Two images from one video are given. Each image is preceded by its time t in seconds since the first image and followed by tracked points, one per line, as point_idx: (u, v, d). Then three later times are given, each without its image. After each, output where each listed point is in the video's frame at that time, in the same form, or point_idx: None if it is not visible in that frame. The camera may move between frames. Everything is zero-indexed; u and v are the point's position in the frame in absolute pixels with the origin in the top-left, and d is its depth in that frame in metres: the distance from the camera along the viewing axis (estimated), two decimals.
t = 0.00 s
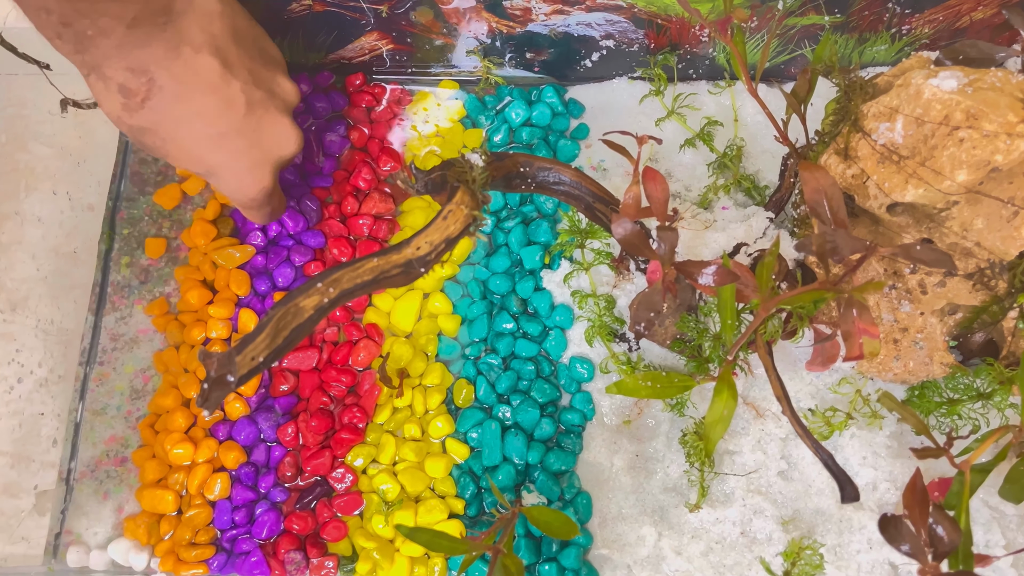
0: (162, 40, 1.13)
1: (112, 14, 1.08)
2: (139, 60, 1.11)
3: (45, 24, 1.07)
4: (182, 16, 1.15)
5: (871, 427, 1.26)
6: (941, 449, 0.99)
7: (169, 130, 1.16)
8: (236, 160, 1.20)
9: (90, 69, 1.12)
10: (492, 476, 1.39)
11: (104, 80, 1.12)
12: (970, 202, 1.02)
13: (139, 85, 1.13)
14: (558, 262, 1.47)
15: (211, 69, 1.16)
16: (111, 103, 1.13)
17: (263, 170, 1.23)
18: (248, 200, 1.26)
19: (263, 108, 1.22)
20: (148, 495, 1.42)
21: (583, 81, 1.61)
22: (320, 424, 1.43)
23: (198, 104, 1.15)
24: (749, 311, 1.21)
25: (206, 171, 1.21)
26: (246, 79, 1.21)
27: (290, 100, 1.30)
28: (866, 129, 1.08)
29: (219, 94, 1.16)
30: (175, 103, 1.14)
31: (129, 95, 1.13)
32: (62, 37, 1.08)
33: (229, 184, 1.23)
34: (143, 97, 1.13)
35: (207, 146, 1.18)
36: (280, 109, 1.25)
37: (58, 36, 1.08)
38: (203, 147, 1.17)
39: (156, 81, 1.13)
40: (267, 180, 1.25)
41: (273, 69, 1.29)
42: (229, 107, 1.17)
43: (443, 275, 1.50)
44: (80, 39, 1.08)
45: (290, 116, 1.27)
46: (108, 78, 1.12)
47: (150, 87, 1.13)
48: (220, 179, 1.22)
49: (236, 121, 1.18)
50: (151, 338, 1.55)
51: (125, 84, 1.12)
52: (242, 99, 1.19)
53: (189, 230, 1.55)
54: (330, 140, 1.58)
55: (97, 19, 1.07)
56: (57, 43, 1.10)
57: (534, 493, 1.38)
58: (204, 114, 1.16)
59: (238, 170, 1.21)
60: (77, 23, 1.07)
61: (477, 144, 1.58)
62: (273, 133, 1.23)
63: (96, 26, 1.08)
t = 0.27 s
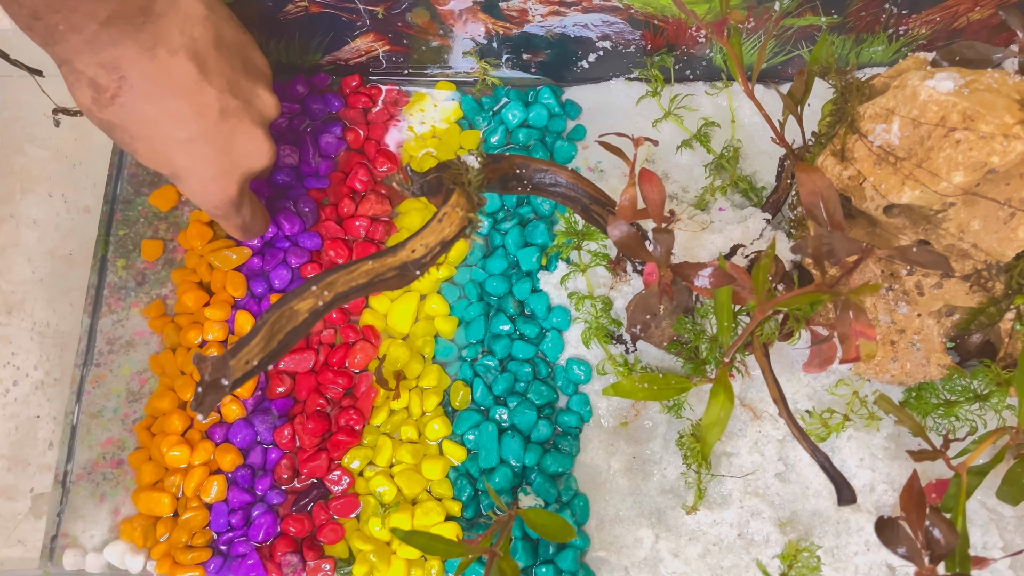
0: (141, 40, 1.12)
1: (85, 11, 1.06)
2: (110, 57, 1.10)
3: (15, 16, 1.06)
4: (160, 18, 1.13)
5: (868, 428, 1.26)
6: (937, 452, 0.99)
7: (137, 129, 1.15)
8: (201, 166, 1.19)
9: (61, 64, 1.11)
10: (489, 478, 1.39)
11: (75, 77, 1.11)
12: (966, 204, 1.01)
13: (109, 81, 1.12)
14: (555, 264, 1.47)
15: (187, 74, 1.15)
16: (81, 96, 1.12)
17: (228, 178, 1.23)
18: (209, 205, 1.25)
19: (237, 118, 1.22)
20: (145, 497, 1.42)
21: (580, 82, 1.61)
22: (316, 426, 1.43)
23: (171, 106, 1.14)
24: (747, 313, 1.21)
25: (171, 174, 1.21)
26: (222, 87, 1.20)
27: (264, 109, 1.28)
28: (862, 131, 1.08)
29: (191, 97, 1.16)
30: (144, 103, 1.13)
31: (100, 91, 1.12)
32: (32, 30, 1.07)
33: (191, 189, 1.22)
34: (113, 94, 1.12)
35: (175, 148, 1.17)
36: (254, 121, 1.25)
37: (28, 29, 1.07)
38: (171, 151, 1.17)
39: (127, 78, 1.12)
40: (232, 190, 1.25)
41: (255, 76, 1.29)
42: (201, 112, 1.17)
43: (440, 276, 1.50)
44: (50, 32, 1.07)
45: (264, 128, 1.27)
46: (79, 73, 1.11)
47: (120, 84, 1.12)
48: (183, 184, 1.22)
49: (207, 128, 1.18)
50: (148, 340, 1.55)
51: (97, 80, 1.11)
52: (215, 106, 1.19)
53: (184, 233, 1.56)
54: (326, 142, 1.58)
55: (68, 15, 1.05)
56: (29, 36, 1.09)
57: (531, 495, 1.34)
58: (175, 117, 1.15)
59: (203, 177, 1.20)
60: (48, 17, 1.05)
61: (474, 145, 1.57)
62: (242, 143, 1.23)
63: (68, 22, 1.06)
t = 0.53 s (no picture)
0: (149, 45, 1.11)
1: (94, 16, 1.06)
2: (118, 64, 1.10)
3: (24, 18, 1.06)
4: (168, 26, 1.13)
5: (868, 428, 1.26)
6: (937, 452, 0.99)
7: (141, 136, 1.16)
8: (201, 174, 1.22)
9: (69, 67, 1.11)
10: (489, 479, 1.39)
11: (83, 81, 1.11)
12: (965, 204, 1.01)
13: (118, 87, 1.12)
14: (554, 264, 1.47)
15: (194, 83, 1.16)
16: (86, 100, 1.12)
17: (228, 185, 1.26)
18: (207, 210, 1.29)
19: (240, 128, 1.24)
20: (145, 498, 1.42)
21: (579, 82, 1.61)
22: (316, 427, 1.43)
23: (177, 114, 1.15)
24: (746, 313, 1.21)
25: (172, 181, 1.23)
26: (228, 96, 1.21)
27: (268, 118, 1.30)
28: (861, 131, 1.08)
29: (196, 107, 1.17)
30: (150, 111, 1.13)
31: (107, 96, 1.12)
32: (40, 33, 1.07)
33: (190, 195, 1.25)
34: (120, 100, 1.12)
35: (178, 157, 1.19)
36: (257, 131, 1.27)
37: (36, 32, 1.07)
38: (175, 157, 1.19)
39: (136, 86, 1.12)
40: (231, 197, 1.28)
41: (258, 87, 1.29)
42: (206, 122, 1.18)
43: (440, 277, 1.50)
44: (58, 36, 1.06)
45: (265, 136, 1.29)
46: (86, 78, 1.10)
47: (128, 90, 1.12)
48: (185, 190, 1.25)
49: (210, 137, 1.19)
50: (147, 341, 1.54)
51: (103, 86, 1.11)
52: (221, 117, 1.20)
53: (184, 233, 1.56)
54: (325, 142, 1.58)
55: (77, 19, 1.05)
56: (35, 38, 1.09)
57: (531, 495, 1.34)
58: (179, 125, 1.16)
59: (204, 185, 1.23)
60: (56, 21, 1.05)
61: (474, 145, 1.57)
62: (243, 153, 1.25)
63: (77, 26, 1.06)
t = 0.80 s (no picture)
0: (168, 39, 1.08)
1: (116, 10, 1.03)
2: (138, 57, 1.07)
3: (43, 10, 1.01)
4: (185, 23, 1.11)
5: (869, 427, 1.26)
6: (938, 450, 0.99)
7: (155, 133, 1.13)
8: (213, 172, 1.19)
9: (83, 61, 1.06)
10: (489, 478, 1.39)
11: (99, 76, 1.07)
12: (966, 203, 1.01)
13: (135, 82, 1.08)
14: (555, 263, 1.46)
15: (211, 78, 1.14)
16: (100, 95, 1.08)
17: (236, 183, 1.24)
18: (214, 209, 1.26)
19: (252, 127, 1.22)
20: (146, 498, 1.42)
21: (579, 82, 1.61)
22: (317, 426, 1.43)
23: (191, 110, 1.13)
24: (747, 312, 1.21)
25: (181, 177, 1.20)
26: (240, 92, 1.19)
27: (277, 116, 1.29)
28: (862, 130, 1.08)
29: (212, 104, 1.14)
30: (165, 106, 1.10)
31: (123, 90, 1.09)
32: (60, 27, 1.03)
33: (199, 195, 1.22)
34: (137, 95, 1.09)
35: (191, 155, 1.16)
36: (267, 129, 1.25)
37: (56, 25, 1.02)
38: (186, 153, 1.16)
39: (154, 80, 1.09)
40: (239, 195, 1.26)
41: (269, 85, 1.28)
42: (219, 118, 1.16)
43: (440, 276, 1.49)
44: (78, 30, 1.02)
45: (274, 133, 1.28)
46: (103, 72, 1.07)
47: (146, 84, 1.09)
48: (193, 188, 1.22)
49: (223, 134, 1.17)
50: (148, 340, 1.54)
51: (119, 80, 1.08)
52: (235, 113, 1.18)
53: (184, 233, 1.56)
54: (326, 141, 1.58)
55: (98, 13, 1.01)
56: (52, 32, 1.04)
57: (532, 494, 1.35)
58: (192, 121, 1.13)
59: (215, 183, 1.21)
60: (77, 14, 1.01)
61: (473, 145, 1.57)
62: (255, 152, 1.23)
63: (97, 19, 1.02)
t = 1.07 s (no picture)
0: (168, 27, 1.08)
1: None
2: (139, 47, 1.06)
3: None
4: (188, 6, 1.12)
5: (868, 427, 1.26)
6: (937, 450, 0.99)
7: (152, 120, 1.14)
8: (213, 158, 1.28)
9: (80, 47, 1.05)
10: (489, 478, 1.39)
11: (94, 62, 1.06)
12: (965, 202, 1.01)
13: (135, 72, 1.08)
14: (554, 263, 1.47)
15: (208, 66, 1.17)
16: (96, 82, 1.07)
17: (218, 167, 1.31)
18: (211, 191, 1.37)
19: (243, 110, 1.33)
20: (146, 498, 1.42)
21: (579, 82, 1.61)
22: (317, 427, 1.43)
23: (186, 99, 1.15)
24: (746, 312, 1.21)
25: (170, 163, 1.24)
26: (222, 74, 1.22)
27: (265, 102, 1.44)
28: (861, 130, 1.08)
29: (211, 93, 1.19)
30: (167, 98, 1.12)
31: (121, 79, 1.08)
32: (61, 6, 1.03)
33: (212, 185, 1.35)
34: (135, 84, 1.09)
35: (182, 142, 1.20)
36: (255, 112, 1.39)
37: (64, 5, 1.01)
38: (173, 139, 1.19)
39: (155, 70, 1.09)
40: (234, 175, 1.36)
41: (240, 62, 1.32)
42: (213, 106, 1.20)
43: (440, 276, 1.50)
44: (79, 7, 1.01)
45: (260, 117, 1.42)
46: (102, 58, 1.05)
47: (146, 75, 1.09)
48: (182, 172, 1.27)
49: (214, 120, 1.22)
50: (148, 340, 1.55)
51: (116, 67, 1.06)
52: (227, 100, 1.24)
53: (184, 233, 1.55)
54: (325, 142, 1.58)
55: None
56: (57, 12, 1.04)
57: (531, 494, 1.35)
58: (188, 110, 1.16)
59: (206, 167, 1.29)
60: None
61: (473, 145, 1.57)
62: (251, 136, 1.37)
63: None
